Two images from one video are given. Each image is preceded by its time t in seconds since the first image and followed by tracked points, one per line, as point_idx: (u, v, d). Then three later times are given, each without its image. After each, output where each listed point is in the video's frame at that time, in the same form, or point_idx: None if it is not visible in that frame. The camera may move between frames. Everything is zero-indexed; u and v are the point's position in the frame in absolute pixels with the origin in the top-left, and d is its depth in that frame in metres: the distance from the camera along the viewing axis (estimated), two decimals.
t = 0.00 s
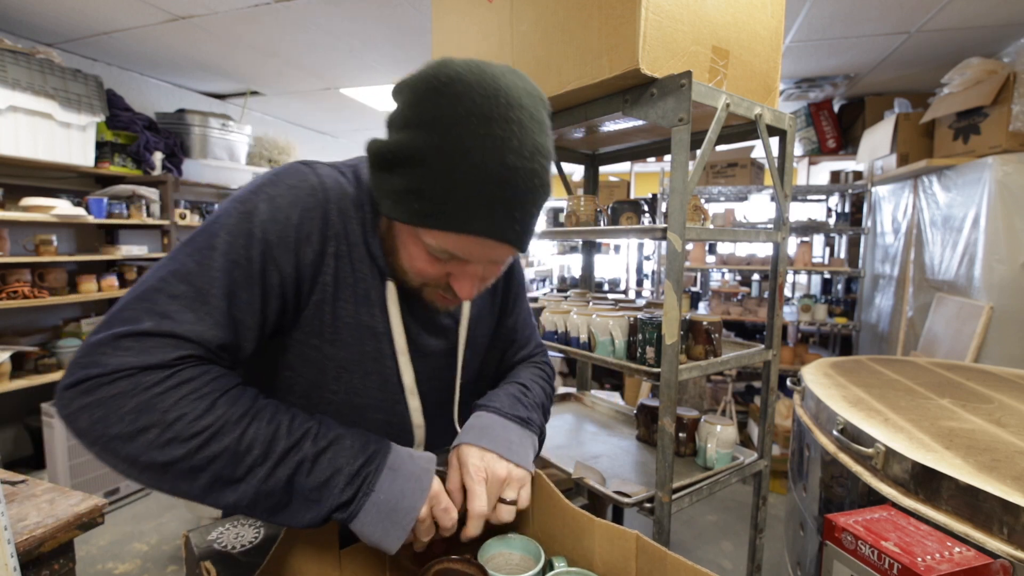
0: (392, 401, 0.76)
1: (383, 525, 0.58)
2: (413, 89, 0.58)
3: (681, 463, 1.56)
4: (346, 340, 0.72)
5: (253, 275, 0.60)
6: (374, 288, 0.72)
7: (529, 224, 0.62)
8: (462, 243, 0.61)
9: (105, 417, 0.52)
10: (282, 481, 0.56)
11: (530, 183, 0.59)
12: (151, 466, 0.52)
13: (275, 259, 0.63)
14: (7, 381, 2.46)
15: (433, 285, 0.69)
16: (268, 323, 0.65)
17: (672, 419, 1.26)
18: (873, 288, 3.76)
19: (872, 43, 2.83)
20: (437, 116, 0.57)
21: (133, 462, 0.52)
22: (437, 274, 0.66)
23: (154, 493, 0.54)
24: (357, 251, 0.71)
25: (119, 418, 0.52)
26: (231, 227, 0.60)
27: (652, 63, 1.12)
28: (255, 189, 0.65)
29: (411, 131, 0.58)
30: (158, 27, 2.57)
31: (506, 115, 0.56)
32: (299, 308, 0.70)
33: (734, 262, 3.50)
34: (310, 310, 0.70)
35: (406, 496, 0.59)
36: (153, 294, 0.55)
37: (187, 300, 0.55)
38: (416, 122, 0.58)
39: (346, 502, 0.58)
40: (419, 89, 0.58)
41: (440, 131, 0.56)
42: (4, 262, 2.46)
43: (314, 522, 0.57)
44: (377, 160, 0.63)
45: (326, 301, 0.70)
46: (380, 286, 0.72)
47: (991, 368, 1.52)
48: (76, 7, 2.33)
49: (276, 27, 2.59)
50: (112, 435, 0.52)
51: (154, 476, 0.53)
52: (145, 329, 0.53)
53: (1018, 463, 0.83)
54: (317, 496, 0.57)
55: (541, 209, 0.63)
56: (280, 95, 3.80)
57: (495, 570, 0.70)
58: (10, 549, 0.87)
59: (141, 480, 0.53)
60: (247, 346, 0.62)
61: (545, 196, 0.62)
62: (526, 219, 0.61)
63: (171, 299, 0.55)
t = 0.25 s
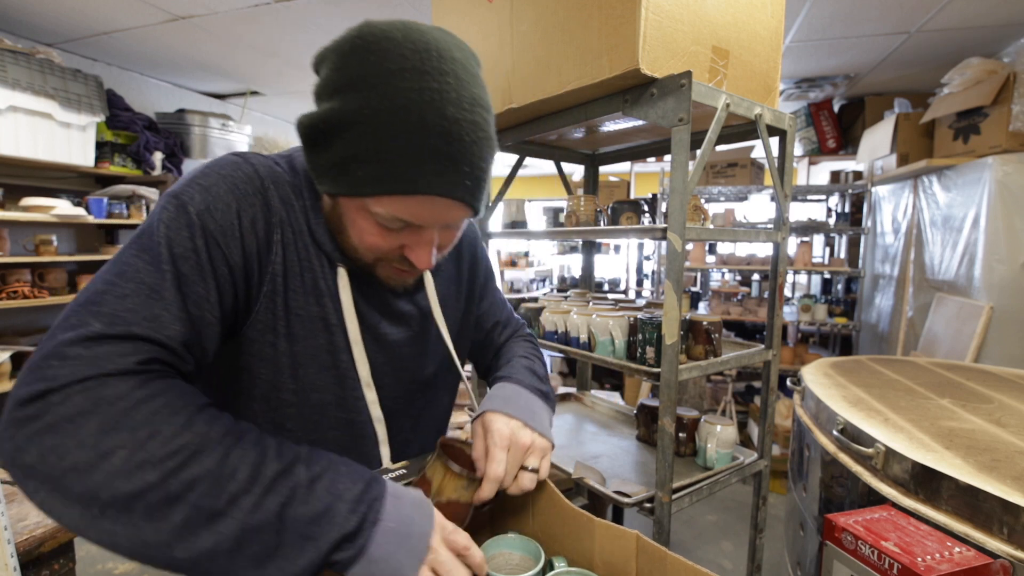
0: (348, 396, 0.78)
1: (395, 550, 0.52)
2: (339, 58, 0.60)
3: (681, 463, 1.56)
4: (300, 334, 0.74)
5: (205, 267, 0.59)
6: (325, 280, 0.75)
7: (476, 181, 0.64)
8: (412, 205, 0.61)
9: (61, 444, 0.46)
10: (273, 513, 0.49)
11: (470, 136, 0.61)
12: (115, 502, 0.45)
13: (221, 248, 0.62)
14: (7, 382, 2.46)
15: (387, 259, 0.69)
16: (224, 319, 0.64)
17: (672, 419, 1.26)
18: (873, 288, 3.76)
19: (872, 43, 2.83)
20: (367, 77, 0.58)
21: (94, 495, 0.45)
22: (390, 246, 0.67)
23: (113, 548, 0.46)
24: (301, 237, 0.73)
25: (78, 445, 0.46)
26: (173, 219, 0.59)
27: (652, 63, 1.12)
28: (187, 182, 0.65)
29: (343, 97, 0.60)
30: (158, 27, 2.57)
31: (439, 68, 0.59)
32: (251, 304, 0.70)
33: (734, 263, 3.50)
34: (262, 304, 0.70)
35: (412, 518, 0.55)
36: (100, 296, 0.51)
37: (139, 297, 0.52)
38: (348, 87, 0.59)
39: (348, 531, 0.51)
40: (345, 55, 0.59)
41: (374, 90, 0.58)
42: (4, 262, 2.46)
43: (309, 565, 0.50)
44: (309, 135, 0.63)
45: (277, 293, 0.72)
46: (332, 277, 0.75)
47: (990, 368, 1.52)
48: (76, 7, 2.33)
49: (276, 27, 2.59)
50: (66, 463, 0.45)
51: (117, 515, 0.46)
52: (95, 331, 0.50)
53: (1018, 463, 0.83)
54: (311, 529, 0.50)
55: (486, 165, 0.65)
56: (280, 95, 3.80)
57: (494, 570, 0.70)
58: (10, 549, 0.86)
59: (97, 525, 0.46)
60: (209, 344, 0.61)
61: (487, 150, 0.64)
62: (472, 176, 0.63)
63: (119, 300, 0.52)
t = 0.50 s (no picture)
0: (337, 402, 0.79)
1: (434, 551, 0.55)
2: (300, 55, 0.61)
3: (681, 463, 1.56)
4: (291, 339, 0.75)
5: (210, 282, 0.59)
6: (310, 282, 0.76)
7: (450, 170, 0.66)
8: (387, 198, 0.63)
9: (110, 484, 0.45)
10: (323, 528, 0.52)
11: (440, 126, 0.63)
12: (170, 534, 0.46)
13: (220, 261, 0.62)
14: (7, 382, 2.46)
15: (367, 253, 0.71)
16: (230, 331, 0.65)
17: (672, 419, 1.26)
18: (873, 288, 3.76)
19: (872, 43, 2.83)
20: (332, 71, 0.59)
21: (149, 531, 0.45)
22: (371, 240, 0.68)
23: None
24: (285, 240, 0.73)
25: (131, 482, 0.46)
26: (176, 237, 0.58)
27: (652, 63, 1.12)
28: (166, 195, 0.62)
29: (308, 93, 0.61)
30: (158, 27, 2.56)
31: (404, 60, 0.60)
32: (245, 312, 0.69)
33: (734, 262, 3.50)
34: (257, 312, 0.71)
35: (444, 522, 0.59)
36: (110, 322, 0.50)
37: (155, 319, 0.52)
38: (312, 84, 0.60)
39: (389, 538, 0.54)
40: (309, 50, 0.60)
41: (340, 85, 0.59)
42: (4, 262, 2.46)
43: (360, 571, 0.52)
44: (276, 132, 0.64)
45: (270, 300, 0.72)
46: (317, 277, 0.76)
47: (990, 368, 1.52)
48: (76, 7, 2.33)
49: (275, 27, 2.59)
50: (119, 502, 0.45)
51: (172, 546, 0.46)
52: (123, 360, 0.49)
53: (1018, 463, 0.83)
54: (356, 540, 0.53)
55: (458, 154, 0.67)
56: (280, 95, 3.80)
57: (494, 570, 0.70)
58: (10, 549, 0.86)
59: (149, 558, 0.46)
60: (220, 353, 0.62)
61: (459, 139, 0.66)
62: (446, 165, 0.65)
63: (130, 325, 0.50)
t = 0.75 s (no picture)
0: (331, 402, 0.80)
1: (432, 547, 0.55)
2: (291, 53, 0.60)
3: (681, 463, 1.56)
4: (284, 339, 0.75)
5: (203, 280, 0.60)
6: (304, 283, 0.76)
7: (442, 170, 0.66)
8: (379, 197, 0.63)
9: (106, 486, 0.45)
10: (321, 526, 0.51)
11: (431, 125, 0.63)
12: (170, 532, 0.46)
13: (211, 262, 0.62)
14: (7, 382, 2.46)
15: (360, 251, 0.71)
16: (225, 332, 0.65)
17: (672, 419, 1.26)
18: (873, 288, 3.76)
19: (872, 43, 2.83)
20: (323, 71, 0.59)
21: (147, 530, 0.45)
22: (365, 238, 0.69)
23: None
24: (274, 240, 0.74)
25: (127, 483, 0.46)
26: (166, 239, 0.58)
27: (652, 63, 1.12)
28: (160, 197, 0.62)
29: (299, 92, 0.60)
30: (158, 27, 2.56)
31: (395, 60, 0.60)
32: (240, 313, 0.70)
33: (734, 262, 3.50)
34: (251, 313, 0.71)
35: (440, 520, 0.58)
36: (107, 324, 0.50)
37: (152, 318, 0.52)
38: (303, 83, 0.60)
39: (386, 535, 0.54)
40: (299, 48, 0.60)
41: (332, 86, 0.59)
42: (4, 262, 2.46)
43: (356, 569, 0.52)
44: (269, 129, 0.64)
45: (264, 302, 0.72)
46: (311, 278, 0.77)
47: (991, 368, 1.52)
48: (76, 7, 2.33)
49: (276, 27, 2.59)
50: (117, 501, 0.45)
51: (172, 545, 0.46)
52: (116, 362, 0.49)
53: (1018, 463, 0.83)
54: (355, 535, 0.53)
55: (450, 153, 0.67)
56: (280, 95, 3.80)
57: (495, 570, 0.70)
58: (10, 549, 0.86)
59: (150, 557, 0.46)
60: (214, 353, 0.62)
61: (451, 138, 0.66)
62: (439, 164, 0.65)
63: (124, 327, 0.50)
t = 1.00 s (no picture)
0: (420, 385, 0.77)
1: (429, 545, 0.62)
2: (473, 94, 0.64)
3: (681, 463, 1.56)
4: (393, 324, 0.73)
5: (333, 260, 0.62)
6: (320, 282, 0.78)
7: (569, 216, 0.68)
8: (509, 231, 0.66)
9: (213, 411, 0.54)
10: (356, 489, 0.59)
11: (571, 179, 0.66)
12: (244, 459, 0.55)
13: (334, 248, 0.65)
14: (7, 382, 2.46)
15: (473, 274, 0.73)
16: (341, 310, 0.67)
17: (672, 419, 1.26)
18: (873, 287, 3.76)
19: (872, 44, 2.83)
20: (497, 117, 0.62)
21: (230, 451, 0.54)
22: (481, 265, 0.71)
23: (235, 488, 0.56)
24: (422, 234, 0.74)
25: (229, 413, 0.54)
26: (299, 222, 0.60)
27: (652, 63, 1.12)
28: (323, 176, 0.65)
29: (473, 129, 0.64)
30: (158, 27, 2.56)
31: (556, 120, 0.63)
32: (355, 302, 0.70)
33: (734, 262, 3.50)
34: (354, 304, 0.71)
35: (451, 521, 0.64)
36: (246, 280, 0.56)
37: (279, 284, 0.57)
38: (481, 122, 0.63)
39: (403, 520, 0.60)
40: (479, 94, 0.64)
41: (501, 131, 0.62)
42: (4, 262, 2.46)
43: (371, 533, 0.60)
44: (436, 156, 0.68)
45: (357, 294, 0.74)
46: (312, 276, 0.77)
47: (991, 368, 1.52)
48: (76, 7, 2.33)
49: (275, 27, 2.59)
50: (217, 424, 0.54)
51: (243, 468, 0.55)
52: (249, 315, 0.55)
53: (1018, 463, 0.83)
54: (379, 509, 0.60)
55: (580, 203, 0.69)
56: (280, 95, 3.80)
57: (494, 570, 0.70)
58: (10, 548, 0.86)
59: (228, 472, 0.55)
60: (327, 326, 0.65)
61: (586, 194, 0.68)
62: (567, 212, 0.67)
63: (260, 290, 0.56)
